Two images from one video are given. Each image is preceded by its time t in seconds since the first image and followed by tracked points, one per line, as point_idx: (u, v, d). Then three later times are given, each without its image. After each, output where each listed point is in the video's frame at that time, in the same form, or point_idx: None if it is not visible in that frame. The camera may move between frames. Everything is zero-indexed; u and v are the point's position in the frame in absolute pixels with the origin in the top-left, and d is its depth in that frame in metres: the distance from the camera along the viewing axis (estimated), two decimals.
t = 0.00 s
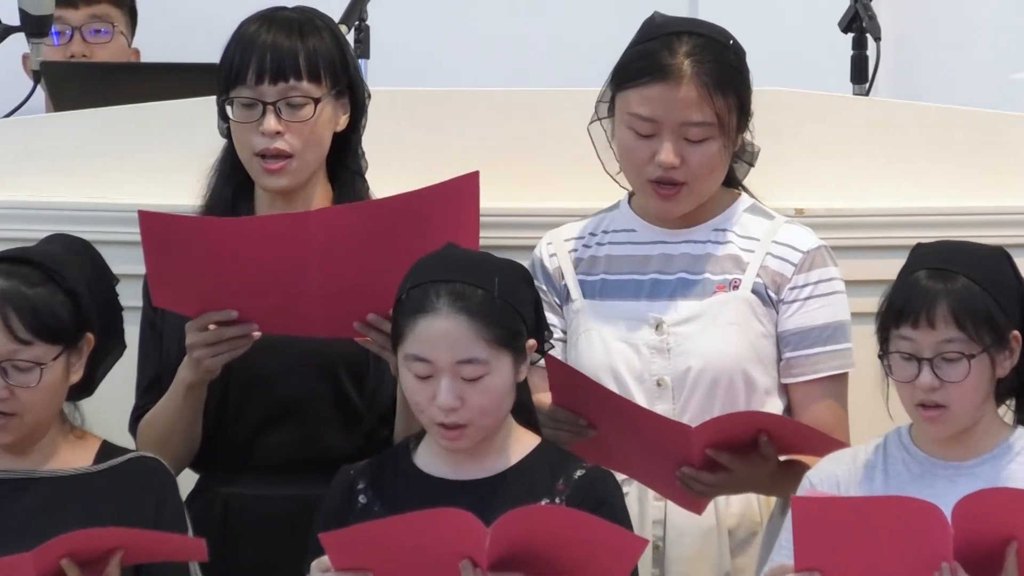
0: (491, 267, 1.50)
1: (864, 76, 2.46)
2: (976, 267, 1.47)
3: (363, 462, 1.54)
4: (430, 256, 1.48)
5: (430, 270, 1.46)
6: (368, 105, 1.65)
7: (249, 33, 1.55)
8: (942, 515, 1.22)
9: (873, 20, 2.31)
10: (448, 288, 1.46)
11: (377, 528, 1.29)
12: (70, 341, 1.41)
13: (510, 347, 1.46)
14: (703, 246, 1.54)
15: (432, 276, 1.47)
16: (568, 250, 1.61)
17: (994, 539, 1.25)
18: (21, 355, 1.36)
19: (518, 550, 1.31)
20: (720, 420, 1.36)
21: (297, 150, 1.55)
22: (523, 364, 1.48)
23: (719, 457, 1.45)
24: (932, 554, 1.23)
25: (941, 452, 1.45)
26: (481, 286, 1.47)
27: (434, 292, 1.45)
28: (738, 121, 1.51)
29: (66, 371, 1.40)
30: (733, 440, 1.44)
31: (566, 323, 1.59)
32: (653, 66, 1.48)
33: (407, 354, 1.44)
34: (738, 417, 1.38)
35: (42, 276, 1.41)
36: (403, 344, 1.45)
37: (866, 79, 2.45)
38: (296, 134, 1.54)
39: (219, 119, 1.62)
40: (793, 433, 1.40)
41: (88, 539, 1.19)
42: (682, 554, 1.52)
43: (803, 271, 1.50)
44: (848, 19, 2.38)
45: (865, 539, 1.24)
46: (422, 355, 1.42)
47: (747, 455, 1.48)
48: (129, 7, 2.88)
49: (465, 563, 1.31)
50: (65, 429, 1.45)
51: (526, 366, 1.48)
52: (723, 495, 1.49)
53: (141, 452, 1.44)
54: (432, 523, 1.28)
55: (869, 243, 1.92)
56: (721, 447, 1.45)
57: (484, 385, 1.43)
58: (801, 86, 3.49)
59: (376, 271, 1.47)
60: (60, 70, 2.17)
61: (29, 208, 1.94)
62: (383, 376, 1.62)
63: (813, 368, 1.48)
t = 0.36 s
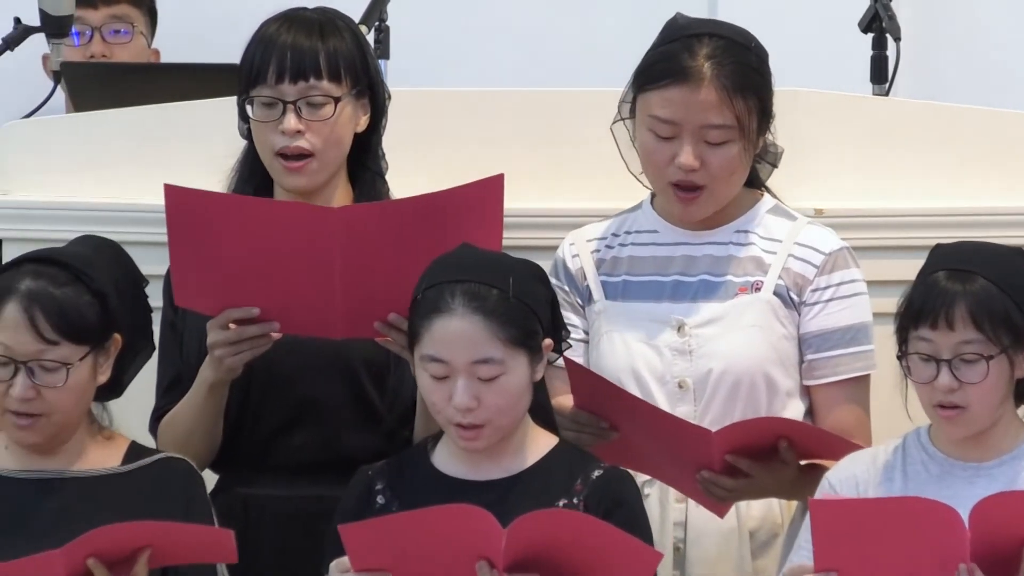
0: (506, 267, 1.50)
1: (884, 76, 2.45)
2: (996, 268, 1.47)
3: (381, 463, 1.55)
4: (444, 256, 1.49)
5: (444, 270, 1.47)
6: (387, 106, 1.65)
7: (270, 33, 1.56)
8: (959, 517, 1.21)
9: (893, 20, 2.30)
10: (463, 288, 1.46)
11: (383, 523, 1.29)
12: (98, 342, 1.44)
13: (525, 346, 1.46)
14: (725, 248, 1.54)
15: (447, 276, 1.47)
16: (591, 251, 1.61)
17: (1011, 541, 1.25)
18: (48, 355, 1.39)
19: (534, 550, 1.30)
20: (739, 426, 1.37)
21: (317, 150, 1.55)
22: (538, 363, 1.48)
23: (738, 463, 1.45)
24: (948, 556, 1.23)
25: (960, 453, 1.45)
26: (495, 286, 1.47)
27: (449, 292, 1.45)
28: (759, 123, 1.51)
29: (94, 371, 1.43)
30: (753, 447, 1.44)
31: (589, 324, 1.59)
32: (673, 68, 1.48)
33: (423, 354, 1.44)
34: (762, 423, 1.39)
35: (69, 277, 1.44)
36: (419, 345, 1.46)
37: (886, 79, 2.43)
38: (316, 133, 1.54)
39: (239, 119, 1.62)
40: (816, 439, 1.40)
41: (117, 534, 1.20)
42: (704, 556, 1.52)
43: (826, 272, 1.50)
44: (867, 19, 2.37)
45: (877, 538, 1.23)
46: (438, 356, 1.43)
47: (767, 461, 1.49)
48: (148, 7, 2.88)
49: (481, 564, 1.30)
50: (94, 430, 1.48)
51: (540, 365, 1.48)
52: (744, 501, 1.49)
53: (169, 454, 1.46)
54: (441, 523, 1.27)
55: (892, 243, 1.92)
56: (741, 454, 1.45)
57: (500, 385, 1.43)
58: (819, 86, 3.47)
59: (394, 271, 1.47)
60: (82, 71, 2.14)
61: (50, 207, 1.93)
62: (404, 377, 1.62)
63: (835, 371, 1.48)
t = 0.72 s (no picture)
0: (520, 268, 1.50)
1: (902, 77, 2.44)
2: (1014, 270, 1.46)
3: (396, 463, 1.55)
4: (459, 258, 1.49)
5: (458, 271, 1.47)
6: (404, 108, 1.65)
7: (286, 33, 1.56)
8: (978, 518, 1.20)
9: (911, 20, 2.30)
10: (476, 289, 1.46)
11: (395, 521, 1.28)
12: (123, 342, 1.47)
13: (539, 347, 1.46)
14: (747, 250, 1.54)
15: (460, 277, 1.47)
16: (613, 251, 1.61)
17: None
18: (73, 354, 1.42)
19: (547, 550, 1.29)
20: (757, 430, 1.36)
21: (333, 148, 1.55)
22: (553, 364, 1.48)
23: (757, 467, 1.45)
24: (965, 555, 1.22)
25: (977, 455, 1.45)
26: (508, 286, 1.47)
27: (462, 293, 1.46)
28: (784, 121, 1.51)
29: (119, 370, 1.46)
30: (771, 450, 1.44)
31: (610, 325, 1.59)
32: (699, 68, 1.48)
33: (437, 356, 1.44)
34: (780, 426, 1.38)
35: (97, 276, 1.48)
36: (433, 347, 1.46)
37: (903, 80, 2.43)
38: (332, 131, 1.54)
39: (256, 120, 1.62)
40: (834, 442, 1.40)
41: (143, 534, 1.22)
42: (725, 558, 1.51)
43: (847, 275, 1.50)
44: (885, 20, 2.37)
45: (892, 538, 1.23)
46: (452, 357, 1.43)
47: (786, 465, 1.48)
48: (164, 8, 2.88)
49: (497, 565, 1.29)
50: (120, 432, 1.51)
51: (555, 366, 1.48)
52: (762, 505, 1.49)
53: (198, 457, 1.52)
54: (456, 520, 1.27)
55: (912, 243, 1.92)
56: (759, 457, 1.45)
57: (515, 385, 1.43)
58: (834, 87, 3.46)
59: (410, 271, 1.47)
60: (103, 71, 2.14)
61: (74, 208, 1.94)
62: (421, 378, 1.63)
63: (856, 373, 1.49)
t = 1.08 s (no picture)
0: (535, 268, 1.50)
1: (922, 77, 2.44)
2: None
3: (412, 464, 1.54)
4: (474, 260, 1.49)
5: (473, 272, 1.47)
6: (424, 109, 1.65)
7: (305, 34, 1.56)
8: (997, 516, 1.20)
9: (930, 20, 2.30)
10: (491, 289, 1.46)
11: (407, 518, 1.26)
12: (148, 342, 1.50)
13: (555, 347, 1.46)
14: (772, 251, 1.55)
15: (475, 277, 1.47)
16: (637, 251, 1.62)
17: None
18: (97, 352, 1.45)
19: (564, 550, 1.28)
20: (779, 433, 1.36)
21: (351, 149, 1.55)
22: (568, 364, 1.48)
23: (779, 471, 1.45)
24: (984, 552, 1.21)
25: (997, 456, 1.43)
26: (523, 286, 1.47)
27: (477, 294, 1.45)
28: (808, 125, 1.52)
29: (144, 370, 1.49)
30: (794, 455, 1.44)
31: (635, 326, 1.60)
32: (723, 72, 1.50)
33: (452, 356, 1.44)
34: (803, 431, 1.39)
35: (122, 275, 1.51)
36: (448, 347, 1.45)
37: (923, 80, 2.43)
38: (351, 132, 1.54)
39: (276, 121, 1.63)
40: (856, 448, 1.41)
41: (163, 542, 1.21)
42: (747, 559, 1.51)
43: (872, 276, 1.50)
44: (904, 20, 2.37)
45: (909, 537, 1.22)
46: (467, 358, 1.42)
47: (809, 469, 1.48)
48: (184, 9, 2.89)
49: (514, 567, 1.29)
50: (146, 433, 1.53)
51: (570, 366, 1.48)
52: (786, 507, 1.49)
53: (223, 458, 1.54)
54: (472, 518, 1.26)
55: (932, 243, 1.92)
56: (782, 462, 1.45)
57: (530, 385, 1.43)
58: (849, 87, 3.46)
59: (425, 273, 1.47)
60: (124, 71, 2.14)
61: (98, 208, 1.94)
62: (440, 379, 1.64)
63: (880, 374, 1.49)
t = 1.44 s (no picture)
0: (551, 269, 1.50)
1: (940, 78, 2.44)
2: None
3: (430, 465, 1.55)
4: (489, 260, 1.49)
5: (490, 274, 1.47)
6: (441, 110, 1.65)
7: (324, 34, 1.56)
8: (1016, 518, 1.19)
9: (948, 21, 2.30)
10: (507, 290, 1.46)
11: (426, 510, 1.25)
12: (169, 342, 1.50)
13: (570, 348, 1.45)
14: (792, 252, 1.56)
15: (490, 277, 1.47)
16: (659, 252, 1.63)
17: None
18: (118, 352, 1.45)
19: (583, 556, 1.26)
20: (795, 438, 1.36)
21: (369, 149, 1.55)
22: (584, 365, 1.47)
23: (793, 475, 1.45)
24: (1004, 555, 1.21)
25: (1014, 456, 1.41)
26: (539, 287, 1.46)
27: (493, 294, 1.45)
28: (825, 129, 1.52)
29: (164, 370, 1.49)
30: (808, 459, 1.43)
31: (656, 328, 1.61)
32: (738, 76, 1.49)
33: (468, 356, 1.44)
34: (818, 436, 1.38)
35: (143, 276, 1.51)
36: (464, 347, 1.45)
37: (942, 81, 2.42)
38: (369, 133, 1.54)
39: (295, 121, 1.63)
40: (871, 453, 1.40)
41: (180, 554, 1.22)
42: (766, 561, 1.51)
43: (891, 278, 1.50)
44: (922, 21, 2.37)
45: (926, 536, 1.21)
46: (483, 359, 1.42)
47: (824, 472, 1.48)
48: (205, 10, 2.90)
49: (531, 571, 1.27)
50: (167, 434, 1.53)
51: (586, 367, 1.47)
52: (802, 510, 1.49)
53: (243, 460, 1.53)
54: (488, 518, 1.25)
55: (951, 244, 1.92)
56: (796, 466, 1.45)
57: (546, 386, 1.43)
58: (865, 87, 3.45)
59: (441, 273, 1.46)
60: (143, 71, 2.14)
61: (120, 209, 1.95)
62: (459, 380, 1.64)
63: (900, 376, 1.49)
